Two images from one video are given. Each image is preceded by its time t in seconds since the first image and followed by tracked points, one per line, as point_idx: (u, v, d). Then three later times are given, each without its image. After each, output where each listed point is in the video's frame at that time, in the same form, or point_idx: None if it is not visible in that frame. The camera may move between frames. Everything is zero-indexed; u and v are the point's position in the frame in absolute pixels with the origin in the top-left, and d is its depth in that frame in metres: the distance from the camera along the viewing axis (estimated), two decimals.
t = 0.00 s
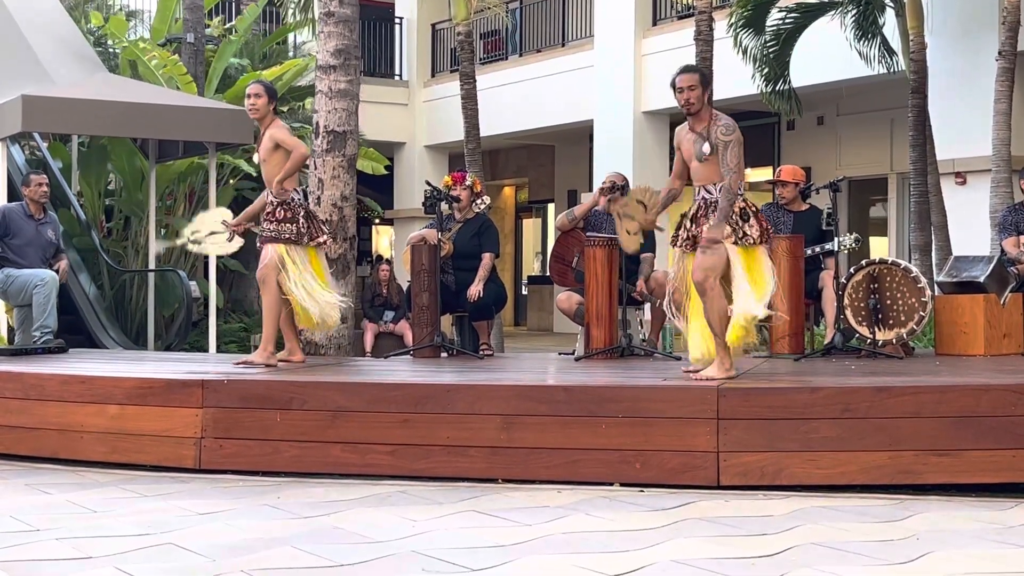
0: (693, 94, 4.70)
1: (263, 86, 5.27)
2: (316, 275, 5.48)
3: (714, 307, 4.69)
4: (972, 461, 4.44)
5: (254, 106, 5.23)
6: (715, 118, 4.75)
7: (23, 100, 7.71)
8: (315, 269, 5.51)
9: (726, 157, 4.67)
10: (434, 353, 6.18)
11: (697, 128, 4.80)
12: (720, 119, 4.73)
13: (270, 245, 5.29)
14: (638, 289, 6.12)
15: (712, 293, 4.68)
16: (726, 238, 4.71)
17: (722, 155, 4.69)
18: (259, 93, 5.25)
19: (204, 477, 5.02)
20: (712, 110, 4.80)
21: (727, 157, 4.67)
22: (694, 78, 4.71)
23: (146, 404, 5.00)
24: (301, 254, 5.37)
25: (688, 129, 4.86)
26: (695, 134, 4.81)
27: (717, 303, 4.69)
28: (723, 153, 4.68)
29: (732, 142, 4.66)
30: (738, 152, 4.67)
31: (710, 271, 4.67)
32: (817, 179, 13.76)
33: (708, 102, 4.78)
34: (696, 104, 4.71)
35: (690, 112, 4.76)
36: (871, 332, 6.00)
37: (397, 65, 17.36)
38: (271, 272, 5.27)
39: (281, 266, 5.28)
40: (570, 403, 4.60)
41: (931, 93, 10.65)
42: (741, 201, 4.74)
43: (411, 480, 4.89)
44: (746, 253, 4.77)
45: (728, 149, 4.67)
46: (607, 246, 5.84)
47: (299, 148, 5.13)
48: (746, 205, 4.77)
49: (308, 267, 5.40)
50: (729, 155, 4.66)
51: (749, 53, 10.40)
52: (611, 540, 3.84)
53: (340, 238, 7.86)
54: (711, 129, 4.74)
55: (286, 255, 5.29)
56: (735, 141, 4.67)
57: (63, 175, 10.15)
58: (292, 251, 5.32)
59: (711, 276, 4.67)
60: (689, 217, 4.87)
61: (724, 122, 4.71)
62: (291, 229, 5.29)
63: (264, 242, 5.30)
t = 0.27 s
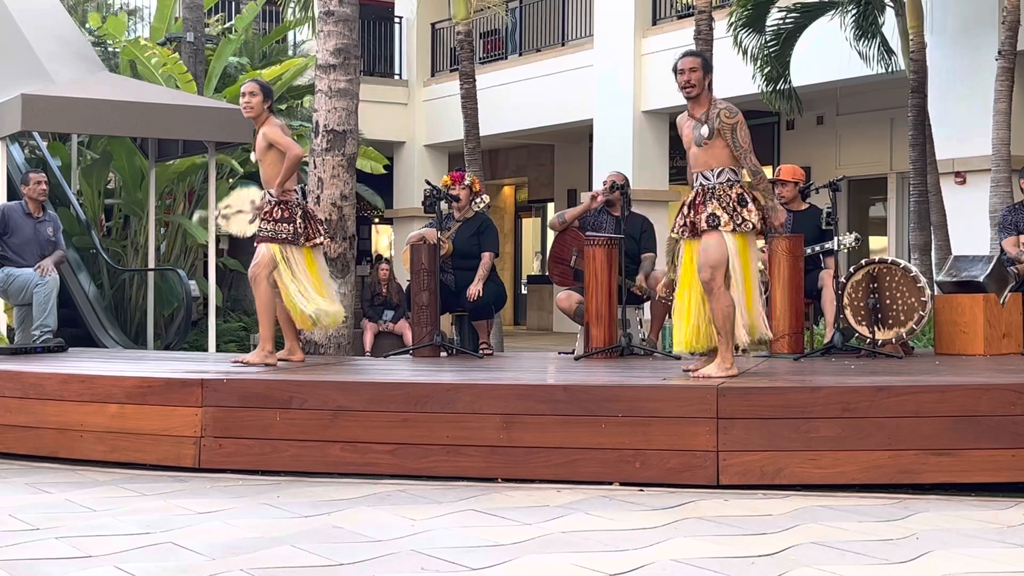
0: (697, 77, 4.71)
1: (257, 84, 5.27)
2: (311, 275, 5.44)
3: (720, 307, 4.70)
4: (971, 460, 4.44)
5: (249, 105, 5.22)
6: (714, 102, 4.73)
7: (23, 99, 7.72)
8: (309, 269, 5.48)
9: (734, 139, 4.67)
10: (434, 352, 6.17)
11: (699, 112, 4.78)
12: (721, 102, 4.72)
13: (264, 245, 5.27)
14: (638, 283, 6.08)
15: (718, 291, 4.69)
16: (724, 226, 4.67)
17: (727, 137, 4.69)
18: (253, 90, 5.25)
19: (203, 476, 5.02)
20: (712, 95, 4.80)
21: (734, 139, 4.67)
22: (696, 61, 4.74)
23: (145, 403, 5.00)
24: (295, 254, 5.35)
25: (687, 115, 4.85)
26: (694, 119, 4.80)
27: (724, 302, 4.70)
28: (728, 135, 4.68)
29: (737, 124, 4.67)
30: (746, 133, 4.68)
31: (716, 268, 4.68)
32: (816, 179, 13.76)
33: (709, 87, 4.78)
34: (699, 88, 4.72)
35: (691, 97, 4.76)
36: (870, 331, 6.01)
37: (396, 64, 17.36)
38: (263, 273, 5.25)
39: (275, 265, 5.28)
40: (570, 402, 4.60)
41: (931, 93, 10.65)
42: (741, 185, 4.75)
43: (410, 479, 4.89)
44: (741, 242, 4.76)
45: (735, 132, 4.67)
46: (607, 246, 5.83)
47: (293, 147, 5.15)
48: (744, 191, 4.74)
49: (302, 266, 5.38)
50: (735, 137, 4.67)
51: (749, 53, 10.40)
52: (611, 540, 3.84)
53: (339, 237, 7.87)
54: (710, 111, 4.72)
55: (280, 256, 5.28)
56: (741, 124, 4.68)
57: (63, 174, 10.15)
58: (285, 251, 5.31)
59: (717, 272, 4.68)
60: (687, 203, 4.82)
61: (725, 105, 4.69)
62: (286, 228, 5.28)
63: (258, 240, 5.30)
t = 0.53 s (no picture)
0: (694, 76, 4.70)
1: (244, 86, 5.20)
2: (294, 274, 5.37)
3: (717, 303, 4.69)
4: (970, 460, 4.44)
5: (237, 107, 5.18)
6: (712, 100, 4.72)
7: (24, 98, 7.72)
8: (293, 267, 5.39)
9: (725, 137, 4.65)
10: (434, 352, 6.18)
11: (697, 110, 4.79)
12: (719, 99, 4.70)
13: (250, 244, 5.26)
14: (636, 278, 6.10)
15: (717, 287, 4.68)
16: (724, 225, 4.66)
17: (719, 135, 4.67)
18: (241, 94, 5.18)
19: (203, 476, 5.02)
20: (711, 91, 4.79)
21: (724, 137, 4.64)
22: (694, 59, 4.73)
23: (145, 403, 5.00)
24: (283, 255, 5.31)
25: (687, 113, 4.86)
26: (694, 117, 4.80)
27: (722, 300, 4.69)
28: (721, 133, 4.66)
29: (730, 122, 4.64)
30: (735, 131, 4.64)
31: (716, 267, 4.67)
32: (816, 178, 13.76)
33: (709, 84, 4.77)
34: (697, 87, 4.71)
35: (689, 95, 4.76)
36: (870, 331, 6.01)
37: (396, 63, 17.36)
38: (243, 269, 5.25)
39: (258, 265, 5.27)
40: (569, 402, 4.60)
41: (931, 93, 10.65)
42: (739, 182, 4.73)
43: (410, 479, 4.89)
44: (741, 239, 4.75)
45: (725, 130, 4.65)
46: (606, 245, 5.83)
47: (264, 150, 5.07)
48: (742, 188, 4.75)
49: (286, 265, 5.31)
50: (727, 134, 4.64)
51: (749, 53, 10.40)
52: (610, 539, 3.84)
53: (339, 237, 7.86)
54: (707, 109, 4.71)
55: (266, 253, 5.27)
56: (733, 121, 4.64)
57: (63, 173, 10.15)
58: (270, 249, 5.29)
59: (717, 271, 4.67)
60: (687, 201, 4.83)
61: (721, 102, 4.67)
62: (269, 225, 5.25)
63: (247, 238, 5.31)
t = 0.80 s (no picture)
0: (689, 77, 4.74)
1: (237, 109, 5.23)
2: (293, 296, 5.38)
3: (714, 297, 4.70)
4: (970, 461, 4.44)
5: (230, 130, 5.22)
6: (710, 104, 4.76)
7: (24, 99, 7.71)
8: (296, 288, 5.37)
9: (711, 135, 4.66)
10: (433, 352, 6.17)
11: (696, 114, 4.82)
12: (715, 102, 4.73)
13: (240, 261, 5.22)
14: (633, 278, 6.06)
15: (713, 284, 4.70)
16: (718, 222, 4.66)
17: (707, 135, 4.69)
18: (234, 117, 5.22)
19: (203, 476, 5.02)
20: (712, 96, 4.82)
21: (709, 135, 4.66)
22: (692, 62, 4.75)
23: (145, 403, 5.00)
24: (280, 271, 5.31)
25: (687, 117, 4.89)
26: (693, 120, 4.84)
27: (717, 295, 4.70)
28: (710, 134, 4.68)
29: (719, 122, 4.66)
30: (721, 131, 4.65)
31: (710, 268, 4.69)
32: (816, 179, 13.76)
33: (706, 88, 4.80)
34: (692, 87, 4.75)
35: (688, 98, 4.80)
36: (870, 331, 6.01)
37: (396, 63, 17.36)
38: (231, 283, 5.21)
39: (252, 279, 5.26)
40: (569, 402, 4.60)
41: (931, 93, 10.65)
42: (737, 183, 4.69)
43: (410, 479, 4.89)
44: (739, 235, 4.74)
45: (712, 129, 4.67)
46: (606, 245, 5.83)
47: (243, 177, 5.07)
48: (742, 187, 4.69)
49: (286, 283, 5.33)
50: (713, 133, 4.66)
51: (749, 53, 10.40)
52: (610, 540, 3.84)
53: (338, 237, 7.86)
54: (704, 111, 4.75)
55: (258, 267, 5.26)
56: (721, 120, 4.66)
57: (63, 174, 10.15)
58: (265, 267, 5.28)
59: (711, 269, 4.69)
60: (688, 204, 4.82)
61: (717, 104, 4.71)
62: (260, 245, 5.23)
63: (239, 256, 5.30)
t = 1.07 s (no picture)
0: (675, 123, 4.88)
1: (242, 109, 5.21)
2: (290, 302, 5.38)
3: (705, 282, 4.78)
4: (970, 461, 4.44)
5: (234, 131, 5.20)
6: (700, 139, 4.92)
7: (23, 99, 7.71)
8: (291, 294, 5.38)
9: (708, 164, 4.82)
10: (433, 352, 6.17)
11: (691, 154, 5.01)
12: (705, 135, 4.89)
13: (243, 262, 5.25)
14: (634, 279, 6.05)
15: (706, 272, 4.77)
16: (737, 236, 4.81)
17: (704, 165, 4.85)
18: (238, 116, 5.20)
19: (203, 476, 5.02)
20: (701, 133, 5.00)
21: (705, 166, 4.82)
22: (674, 108, 4.87)
23: (144, 403, 5.00)
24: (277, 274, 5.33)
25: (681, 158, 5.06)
26: (689, 161, 5.02)
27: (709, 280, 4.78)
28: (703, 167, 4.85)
29: (713, 151, 4.83)
30: (711, 163, 4.82)
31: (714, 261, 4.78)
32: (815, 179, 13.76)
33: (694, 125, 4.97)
34: (681, 132, 4.91)
35: (679, 142, 4.96)
36: (870, 332, 6.01)
37: (396, 64, 17.36)
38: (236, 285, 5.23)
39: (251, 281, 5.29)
40: (568, 402, 4.60)
41: (931, 93, 10.65)
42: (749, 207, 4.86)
43: (410, 480, 4.89)
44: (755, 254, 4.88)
45: (705, 163, 4.83)
46: (606, 247, 5.83)
47: (254, 182, 5.08)
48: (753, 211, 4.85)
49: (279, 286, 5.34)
50: (710, 163, 4.82)
51: (749, 54, 10.39)
52: (609, 540, 3.84)
53: (338, 237, 7.85)
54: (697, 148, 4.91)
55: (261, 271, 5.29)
56: (714, 151, 4.83)
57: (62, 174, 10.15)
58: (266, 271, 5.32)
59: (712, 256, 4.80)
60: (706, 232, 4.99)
61: (708, 137, 4.86)
62: (265, 247, 5.27)
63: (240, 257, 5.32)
